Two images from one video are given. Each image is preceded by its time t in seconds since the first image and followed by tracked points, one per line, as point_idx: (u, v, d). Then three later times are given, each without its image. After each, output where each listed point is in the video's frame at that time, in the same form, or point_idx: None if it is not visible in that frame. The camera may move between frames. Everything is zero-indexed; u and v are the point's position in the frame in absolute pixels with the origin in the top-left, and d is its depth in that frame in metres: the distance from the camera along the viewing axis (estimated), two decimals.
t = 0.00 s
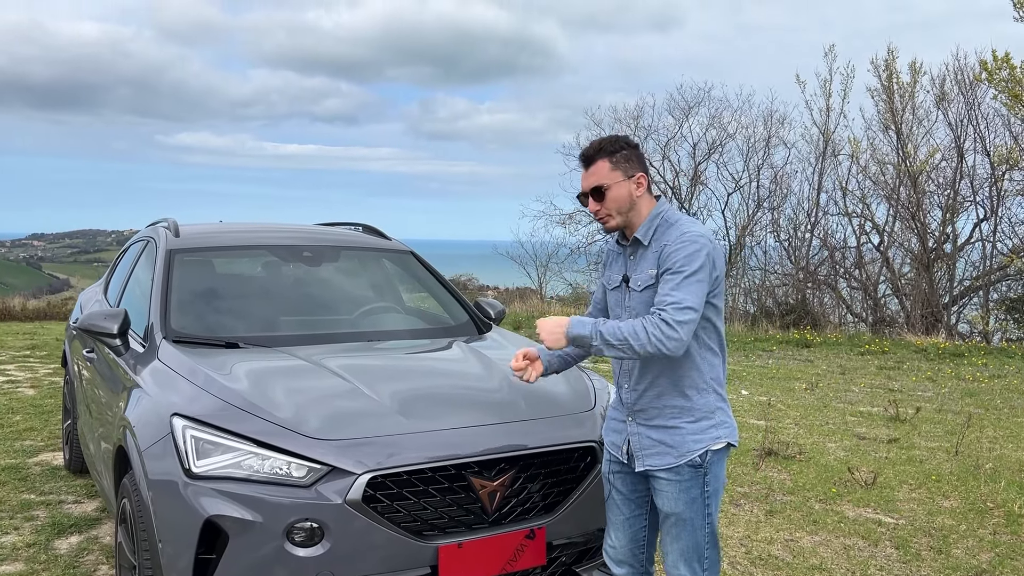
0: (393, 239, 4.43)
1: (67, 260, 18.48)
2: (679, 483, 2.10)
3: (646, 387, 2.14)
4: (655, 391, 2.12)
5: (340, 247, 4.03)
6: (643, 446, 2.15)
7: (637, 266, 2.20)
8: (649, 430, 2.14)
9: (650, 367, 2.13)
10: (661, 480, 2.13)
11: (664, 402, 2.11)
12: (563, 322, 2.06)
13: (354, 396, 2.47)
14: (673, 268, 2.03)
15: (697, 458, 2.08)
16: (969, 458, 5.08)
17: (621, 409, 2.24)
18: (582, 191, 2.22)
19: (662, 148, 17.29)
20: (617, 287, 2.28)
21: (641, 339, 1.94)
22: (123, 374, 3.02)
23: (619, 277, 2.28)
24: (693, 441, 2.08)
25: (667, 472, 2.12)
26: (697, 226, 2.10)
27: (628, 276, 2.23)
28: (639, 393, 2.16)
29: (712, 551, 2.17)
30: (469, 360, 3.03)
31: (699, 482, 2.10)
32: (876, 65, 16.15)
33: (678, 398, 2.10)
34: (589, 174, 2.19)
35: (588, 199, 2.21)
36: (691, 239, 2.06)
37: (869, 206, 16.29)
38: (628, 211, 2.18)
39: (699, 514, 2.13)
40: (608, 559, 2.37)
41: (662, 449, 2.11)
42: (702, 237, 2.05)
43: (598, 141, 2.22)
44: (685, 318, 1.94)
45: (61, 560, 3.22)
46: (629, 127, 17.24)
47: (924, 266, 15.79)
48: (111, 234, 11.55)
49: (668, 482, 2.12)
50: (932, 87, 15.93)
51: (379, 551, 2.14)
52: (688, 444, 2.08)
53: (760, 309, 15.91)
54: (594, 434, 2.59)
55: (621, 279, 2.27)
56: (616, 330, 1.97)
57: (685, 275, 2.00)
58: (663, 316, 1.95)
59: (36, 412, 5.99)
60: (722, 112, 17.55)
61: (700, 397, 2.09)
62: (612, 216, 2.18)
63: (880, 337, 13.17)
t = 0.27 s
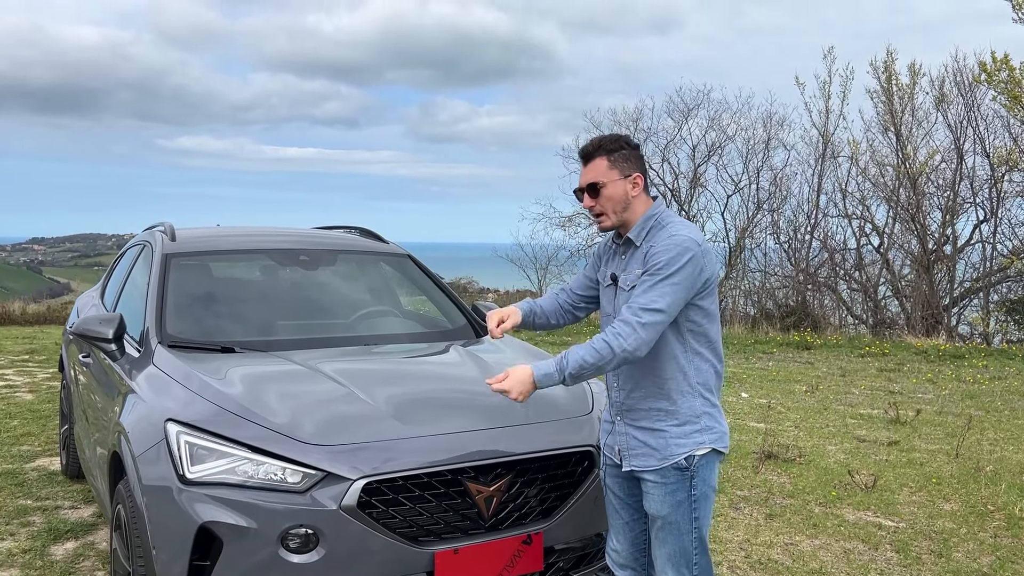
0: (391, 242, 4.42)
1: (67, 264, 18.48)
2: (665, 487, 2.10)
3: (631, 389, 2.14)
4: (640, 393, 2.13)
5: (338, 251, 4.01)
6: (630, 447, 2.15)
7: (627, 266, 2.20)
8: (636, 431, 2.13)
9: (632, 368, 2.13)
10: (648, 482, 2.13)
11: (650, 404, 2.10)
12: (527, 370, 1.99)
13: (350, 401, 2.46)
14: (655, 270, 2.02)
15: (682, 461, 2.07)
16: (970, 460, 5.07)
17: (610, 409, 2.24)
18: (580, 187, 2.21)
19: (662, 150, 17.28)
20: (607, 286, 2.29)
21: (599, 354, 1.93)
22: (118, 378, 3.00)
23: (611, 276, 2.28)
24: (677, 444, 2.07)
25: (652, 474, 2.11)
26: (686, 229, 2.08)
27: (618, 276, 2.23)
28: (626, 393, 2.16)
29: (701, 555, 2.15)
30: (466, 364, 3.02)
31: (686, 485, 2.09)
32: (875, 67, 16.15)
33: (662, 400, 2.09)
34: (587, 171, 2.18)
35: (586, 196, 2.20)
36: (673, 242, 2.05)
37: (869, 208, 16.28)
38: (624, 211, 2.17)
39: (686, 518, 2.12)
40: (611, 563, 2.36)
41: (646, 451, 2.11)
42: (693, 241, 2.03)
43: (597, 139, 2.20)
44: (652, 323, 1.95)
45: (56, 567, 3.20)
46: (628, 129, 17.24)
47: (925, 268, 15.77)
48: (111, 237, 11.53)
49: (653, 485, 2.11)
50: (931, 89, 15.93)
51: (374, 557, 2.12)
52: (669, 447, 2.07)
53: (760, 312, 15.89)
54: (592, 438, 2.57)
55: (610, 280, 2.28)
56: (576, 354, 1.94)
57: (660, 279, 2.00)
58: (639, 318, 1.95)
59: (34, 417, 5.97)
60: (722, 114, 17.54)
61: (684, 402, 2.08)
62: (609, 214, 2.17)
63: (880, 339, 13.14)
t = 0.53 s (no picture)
0: (389, 245, 4.41)
1: (68, 267, 18.52)
2: (680, 488, 2.09)
3: (642, 394, 2.12)
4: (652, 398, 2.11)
5: (335, 253, 4.01)
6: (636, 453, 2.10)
7: (640, 271, 2.15)
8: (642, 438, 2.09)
9: (649, 374, 2.11)
10: (660, 485, 2.10)
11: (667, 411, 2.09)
12: (647, 425, 1.87)
13: (346, 404, 2.45)
14: (702, 276, 2.02)
15: (695, 460, 2.09)
16: (970, 461, 5.06)
17: (606, 417, 2.21)
18: (603, 182, 2.15)
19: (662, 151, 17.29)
20: (607, 292, 2.22)
21: (701, 384, 1.92)
22: (114, 382, 3.00)
23: (611, 282, 2.22)
24: (689, 446, 2.08)
25: (665, 477, 2.09)
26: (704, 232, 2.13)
27: (626, 281, 2.17)
28: (636, 400, 2.13)
29: (710, 553, 2.16)
30: (463, 367, 3.01)
31: (698, 484, 2.11)
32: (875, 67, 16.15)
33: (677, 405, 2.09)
34: (613, 165, 2.14)
35: (611, 191, 2.14)
36: (710, 249, 2.06)
37: (869, 208, 16.27)
38: (646, 209, 2.16)
39: (698, 517, 2.13)
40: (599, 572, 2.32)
41: (657, 455, 2.07)
42: (716, 245, 2.07)
43: (614, 137, 2.20)
44: (727, 334, 1.97)
45: (54, 571, 3.20)
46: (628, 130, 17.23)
47: (925, 268, 15.74)
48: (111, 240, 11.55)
49: (667, 487, 2.09)
50: (931, 89, 15.92)
51: (371, 560, 2.11)
52: (684, 449, 2.07)
53: (761, 312, 15.88)
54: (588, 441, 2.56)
55: (612, 285, 2.22)
56: (686, 393, 1.91)
57: (716, 287, 2.02)
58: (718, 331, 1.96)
59: (33, 420, 5.97)
60: (721, 115, 17.53)
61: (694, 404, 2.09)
62: (635, 210, 2.13)
63: (880, 340, 13.13)
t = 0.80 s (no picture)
0: (388, 245, 4.41)
1: (70, 270, 18.53)
2: (676, 488, 2.09)
3: (640, 391, 2.12)
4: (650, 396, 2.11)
5: (335, 254, 4.00)
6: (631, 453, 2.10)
7: (641, 268, 2.14)
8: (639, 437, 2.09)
9: (648, 371, 2.11)
10: (656, 487, 2.09)
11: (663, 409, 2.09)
12: (641, 416, 1.89)
13: (345, 404, 2.45)
14: (705, 276, 2.03)
15: (691, 461, 2.09)
16: (971, 460, 5.04)
17: (604, 415, 2.20)
18: (613, 175, 2.13)
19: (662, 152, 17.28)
20: (606, 288, 2.21)
21: (697, 382, 1.94)
22: (113, 384, 3.00)
23: (611, 278, 2.21)
24: (685, 446, 2.08)
25: (661, 478, 2.09)
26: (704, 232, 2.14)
27: (626, 277, 2.17)
28: (634, 396, 2.13)
29: (707, 551, 2.17)
30: (462, 367, 3.01)
31: (694, 484, 2.11)
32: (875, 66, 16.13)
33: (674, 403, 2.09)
34: (623, 159, 2.12)
35: (620, 185, 2.13)
36: (712, 249, 2.08)
37: (870, 207, 16.25)
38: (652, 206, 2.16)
39: (695, 516, 2.13)
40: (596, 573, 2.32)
41: (653, 455, 2.07)
42: (718, 245, 2.08)
43: (623, 131, 2.18)
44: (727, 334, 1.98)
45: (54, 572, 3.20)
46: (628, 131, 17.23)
47: (927, 267, 15.70)
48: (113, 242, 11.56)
49: (663, 488, 2.09)
50: (931, 87, 15.91)
51: (372, 560, 2.11)
52: (681, 449, 2.07)
53: (762, 312, 15.86)
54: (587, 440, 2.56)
55: (611, 281, 2.20)
56: (681, 390, 1.92)
57: (717, 287, 2.03)
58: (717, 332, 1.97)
59: (34, 423, 5.97)
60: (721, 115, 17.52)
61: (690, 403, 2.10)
62: (642, 205, 2.12)
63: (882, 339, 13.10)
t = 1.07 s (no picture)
0: (388, 245, 4.42)
1: (72, 271, 18.55)
2: (669, 487, 2.09)
3: (633, 389, 2.12)
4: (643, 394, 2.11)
5: (335, 254, 4.01)
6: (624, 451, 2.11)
7: (633, 266, 2.15)
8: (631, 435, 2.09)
9: (641, 369, 2.11)
10: (649, 485, 2.10)
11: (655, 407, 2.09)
12: (634, 413, 1.88)
13: (344, 405, 2.45)
14: (697, 274, 2.03)
15: (683, 460, 2.08)
16: (972, 458, 5.04)
17: (598, 413, 2.21)
18: (603, 176, 2.13)
19: (663, 150, 17.25)
20: (599, 287, 2.22)
21: (689, 380, 1.93)
22: (114, 385, 3.00)
23: (604, 277, 2.21)
24: (678, 445, 2.08)
25: (653, 477, 2.09)
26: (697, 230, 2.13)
27: (619, 275, 2.17)
28: (627, 394, 2.13)
29: (703, 550, 2.16)
30: (462, 367, 3.01)
31: (688, 483, 2.11)
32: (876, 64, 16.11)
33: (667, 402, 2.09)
34: (613, 159, 2.12)
35: (610, 185, 2.13)
36: (705, 247, 2.07)
37: (872, 206, 16.23)
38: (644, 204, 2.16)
39: (689, 515, 2.12)
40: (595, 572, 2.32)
41: (646, 453, 2.07)
42: (711, 243, 2.08)
43: (612, 130, 2.18)
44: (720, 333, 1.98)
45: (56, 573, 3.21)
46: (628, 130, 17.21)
47: (928, 265, 15.70)
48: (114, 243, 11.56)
49: (656, 486, 2.09)
50: (932, 85, 15.88)
51: (371, 560, 2.12)
52: (673, 448, 2.07)
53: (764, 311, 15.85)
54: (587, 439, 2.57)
55: (605, 280, 2.21)
56: (675, 388, 1.92)
57: (710, 285, 2.03)
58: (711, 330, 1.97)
59: (35, 424, 5.98)
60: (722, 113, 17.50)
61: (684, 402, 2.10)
62: (634, 204, 2.12)
63: (883, 337, 13.07)
